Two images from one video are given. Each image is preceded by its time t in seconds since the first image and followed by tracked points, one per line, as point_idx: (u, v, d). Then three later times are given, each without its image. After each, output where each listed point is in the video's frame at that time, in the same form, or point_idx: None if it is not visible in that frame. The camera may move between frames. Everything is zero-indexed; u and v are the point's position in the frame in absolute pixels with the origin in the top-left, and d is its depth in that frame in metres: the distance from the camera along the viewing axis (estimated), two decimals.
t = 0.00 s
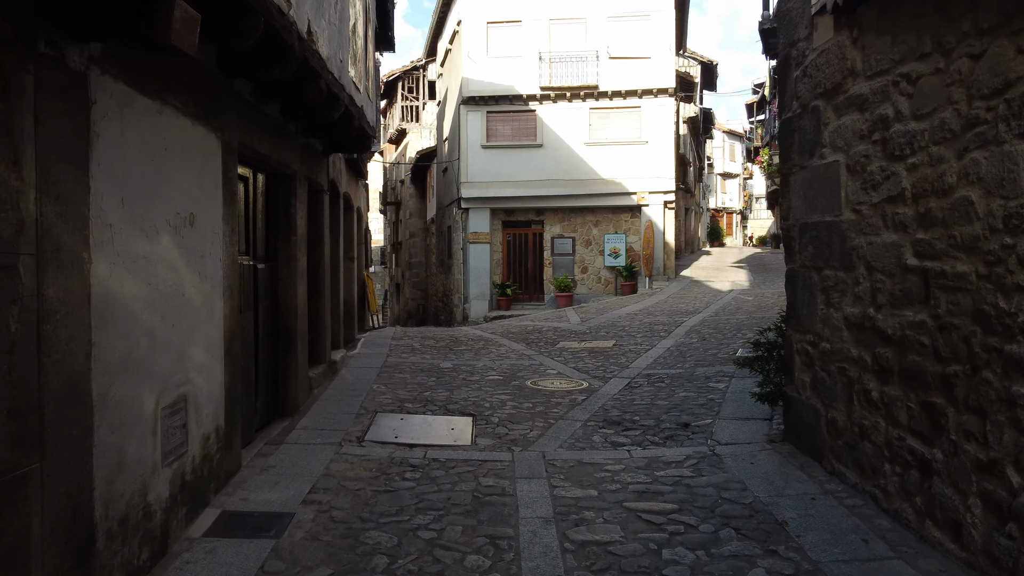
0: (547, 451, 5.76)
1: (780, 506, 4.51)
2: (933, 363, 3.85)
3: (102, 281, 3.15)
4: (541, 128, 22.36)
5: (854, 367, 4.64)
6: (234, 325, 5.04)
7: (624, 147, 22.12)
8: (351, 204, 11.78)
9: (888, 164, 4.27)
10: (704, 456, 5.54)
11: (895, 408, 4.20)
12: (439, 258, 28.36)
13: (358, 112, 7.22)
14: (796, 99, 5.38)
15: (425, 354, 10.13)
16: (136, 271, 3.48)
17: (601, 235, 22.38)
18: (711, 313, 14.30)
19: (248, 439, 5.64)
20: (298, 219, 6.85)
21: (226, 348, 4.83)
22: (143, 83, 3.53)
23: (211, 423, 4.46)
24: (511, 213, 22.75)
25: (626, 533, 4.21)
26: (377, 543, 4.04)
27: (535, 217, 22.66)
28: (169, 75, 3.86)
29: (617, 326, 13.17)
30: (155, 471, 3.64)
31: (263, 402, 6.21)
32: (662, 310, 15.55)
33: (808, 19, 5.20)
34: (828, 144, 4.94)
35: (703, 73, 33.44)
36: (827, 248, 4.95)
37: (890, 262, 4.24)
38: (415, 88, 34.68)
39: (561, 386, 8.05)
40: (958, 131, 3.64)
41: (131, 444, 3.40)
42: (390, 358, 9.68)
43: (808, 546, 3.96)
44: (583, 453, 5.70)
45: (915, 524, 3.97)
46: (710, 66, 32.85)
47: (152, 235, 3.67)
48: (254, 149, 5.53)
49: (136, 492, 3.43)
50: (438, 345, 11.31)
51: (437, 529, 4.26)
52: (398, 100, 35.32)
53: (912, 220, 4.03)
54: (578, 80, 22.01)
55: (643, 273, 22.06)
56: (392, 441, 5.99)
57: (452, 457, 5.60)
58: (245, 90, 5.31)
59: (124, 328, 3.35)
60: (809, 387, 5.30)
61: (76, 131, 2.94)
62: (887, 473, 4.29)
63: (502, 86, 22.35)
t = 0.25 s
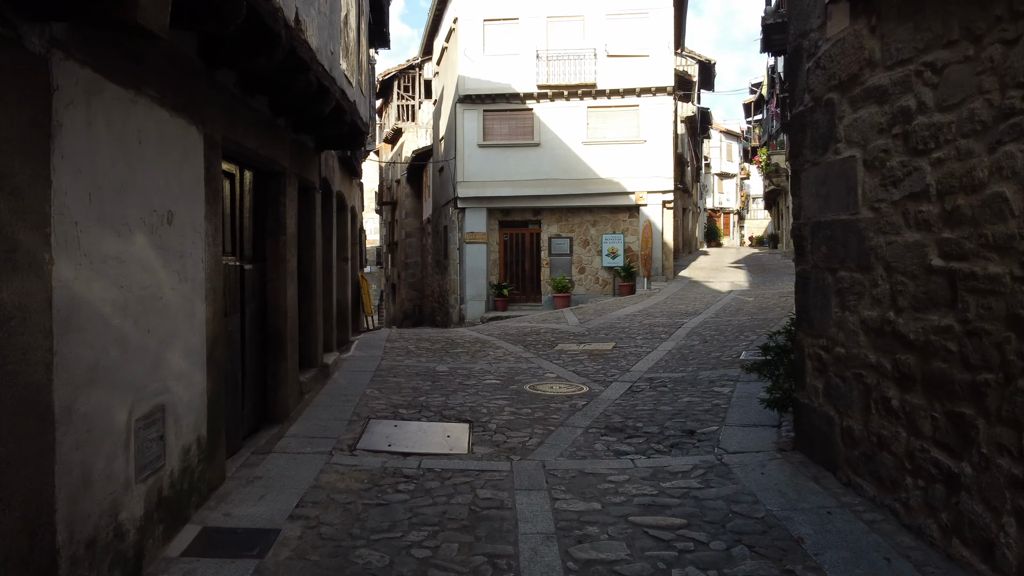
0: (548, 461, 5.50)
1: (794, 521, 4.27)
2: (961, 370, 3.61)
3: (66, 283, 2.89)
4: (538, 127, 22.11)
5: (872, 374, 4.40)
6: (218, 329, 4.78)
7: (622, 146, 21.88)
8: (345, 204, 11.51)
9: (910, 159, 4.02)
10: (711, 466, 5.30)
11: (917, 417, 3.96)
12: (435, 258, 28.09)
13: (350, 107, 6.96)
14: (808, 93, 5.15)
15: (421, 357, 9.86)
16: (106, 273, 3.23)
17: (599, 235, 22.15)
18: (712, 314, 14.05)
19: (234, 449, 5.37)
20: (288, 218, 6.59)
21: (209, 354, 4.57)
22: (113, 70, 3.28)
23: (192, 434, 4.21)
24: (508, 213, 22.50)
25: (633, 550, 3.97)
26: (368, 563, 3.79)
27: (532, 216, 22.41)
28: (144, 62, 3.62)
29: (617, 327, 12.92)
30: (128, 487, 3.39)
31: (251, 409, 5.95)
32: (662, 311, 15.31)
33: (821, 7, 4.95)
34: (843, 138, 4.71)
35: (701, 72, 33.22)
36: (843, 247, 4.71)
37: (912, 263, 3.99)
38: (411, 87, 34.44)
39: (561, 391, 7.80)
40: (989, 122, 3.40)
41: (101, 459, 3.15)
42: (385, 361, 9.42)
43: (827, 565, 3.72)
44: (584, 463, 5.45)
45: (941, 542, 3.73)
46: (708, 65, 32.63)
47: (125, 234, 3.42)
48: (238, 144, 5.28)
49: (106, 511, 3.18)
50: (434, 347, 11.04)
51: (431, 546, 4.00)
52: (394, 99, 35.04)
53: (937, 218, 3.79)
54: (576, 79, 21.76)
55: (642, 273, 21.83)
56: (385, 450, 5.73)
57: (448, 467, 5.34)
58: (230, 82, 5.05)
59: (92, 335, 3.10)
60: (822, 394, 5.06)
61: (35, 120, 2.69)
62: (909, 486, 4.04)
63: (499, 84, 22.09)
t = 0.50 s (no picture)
0: (548, 471, 5.25)
1: (811, 538, 4.02)
2: (994, 379, 3.37)
3: (25, 286, 2.64)
4: (535, 125, 21.86)
5: (893, 381, 4.15)
6: (200, 333, 4.52)
7: (620, 145, 21.64)
8: (338, 203, 11.24)
9: (935, 153, 3.78)
10: (720, 476, 5.05)
11: (944, 428, 3.71)
12: (431, 258, 27.83)
13: (342, 101, 6.70)
14: (822, 85, 4.91)
15: (416, 360, 9.60)
16: (73, 275, 2.97)
17: (597, 235, 21.92)
18: (712, 315, 13.80)
19: (219, 459, 5.12)
20: (277, 216, 6.33)
21: (190, 359, 4.31)
22: (79, 54, 3.03)
23: (170, 446, 3.94)
24: (505, 213, 22.24)
25: (641, 571, 3.72)
26: None
27: (529, 216, 22.16)
28: (116, 48, 3.36)
29: (616, 329, 12.67)
30: (98, 506, 3.13)
31: (238, 417, 5.69)
32: (661, 313, 15.07)
33: None
34: (861, 132, 4.47)
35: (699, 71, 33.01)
36: (861, 247, 4.46)
37: (938, 264, 3.75)
38: (407, 86, 34.16)
39: (561, 395, 7.54)
40: None
41: (65, 477, 2.89)
42: (379, 364, 9.15)
43: None
44: (587, 473, 5.20)
45: (971, 562, 3.48)
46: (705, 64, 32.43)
47: (94, 232, 3.16)
48: (223, 138, 5.02)
49: (72, 534, 2.92)
50: (430, 349, 10.79)
51: (426, 566, 3.75)
52: (390, 98, 34.77)
53: (966, 216, 3.55)
54: (573, 77, 21.52)
55: (640, 274, 21.60)
56: (378, 459, 5.47)
57: (443, 478, 5.09)
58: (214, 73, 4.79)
59: (56, 342, 2.84)
60: (837, 401, 4.81)
61: None
62: (935, 502, 3.80)
63: (496, 82, 21.82)
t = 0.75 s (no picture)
0: (548, 482, 5.01)
1: (829, 556, 3.78)
2: None
3: None
4: (531, 124, 21.62)
5: (915, 389, 3.91)
6: (181, 338, 4.26)
7: (618, 144, 21.41)
8: (330, 201, 10.99)
9: (963, 146, 3.54)
10: (729, 488, 4.81)
11: (973, 441, 3.47)
12: (427, 258, 27.56)
13: (334, 95, 6.44)
14: (836, 77, 4.67)
15: (410, 363, 9.35)
16: (33, 277, 2.72)
17: (594, 235, 21.68)
18: (712, 317, 13.56)
19: (201, 470, 4.86)
20: (265, 215, 6.08)
21: (170, 365, 4.04)
22: (39, 37, 2.77)
23: (145, 460, 3.68)
24: (500, 213, 21.99)
25: None
26: None
27: (525, 216, 21.90)
28: (84, 32, 3.11)
29: (614, 331, 12.43)
30: (62, 529, 2.87)
31: (222, 424, 5.43)
32: (660, 314, 14.85)
33: None
34: (879, 125, 4.23)
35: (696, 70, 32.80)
36: (879, 246, 4.22)
37: (967, 264, 3.51)
38: (401, 85, 33.99)
39: (560, 401, 7.29)
40: None
41: (21, 500, 2.63)
42: (372, 367, 8.90)
43: None
44: (589, 484, 4.95)
45: None
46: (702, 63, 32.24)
47: (58, 231, 2.91)
48: (206, 132, 4.77)
49: (30, 560, 2.67)
50: (424, 352, 10.53)
51: None
52: (385, 97, 34.50)
53: (999, 213, 3.31)
54: (569, 75, 21.30)
55: (637, 274, 21.37)
56: (369, 470, 5.22)
57: (438, 490, 4.85)
58: (195, 62, 4.53)
59: (10, 351, 2.58)
60: (852, 409, 4.58)
61: None
62: (962, 520, 3.56)
63: (492, 81, 21.57)
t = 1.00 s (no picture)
0: (546, 494, 4.76)
1: None
2: None
3: None
4: (526, 123, 21.38)
5: (937, 398, 3.68)
6: (157, 344, 4.00)
7: (613, 144, 21.19)
8: (320, 200, 10.72)
9: (991, 139, 3.31)
10: (736, 501, 4.58)
11: (1002, 454, 3.24)
12: (420, 259, 27.28)
13: (323, 88, 6.18)
14: (848, 68, 4.45)
15: (403, 366, 9.09)
16: None
17: (588, 235, 21.46)
18: (709, 318, 13.34)
19: (180, 482, 4.60)
20: (249, 214, 5.81)
21: (143, 372, 3.79)
22: None
23: (114, 475, 3.42)
24: (494, 213, 21.75)
25: None
26: None
27: (519, 216, 21.66)
28: (43, 12, 2.86)
29: (611, 333, 12.19)
30: (12, 557, 2.61)
31: (203, 433, 5.17)
32: (656, 315, 14.62)
33: None
34: (897, 119, 4.00)
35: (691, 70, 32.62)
36: (897, 246, 3.99)
37: (995, 265, 3.28)
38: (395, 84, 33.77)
39: (556, 406, 7.04)
40: None
41: None
42: (362, 371, 8.64)
43: None
44: (589, 496, 4.71)
45: None
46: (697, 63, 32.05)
47: (9, 229, 2.65)
48: (184, 125, 4.51)
49: None
50: (416, 355, 10.26)
51: None
52: (378, 96, 34.22)
53: None
54: (564, 73, 21.08)
55: (632, 275, 21.14)
56: (358, 481, 4.97)
57: (430, 503, 4.60)
58: (172, 51, 4.27)
59: None
60: (866, 417, 4.35)
61: None
62: (990, 539, 3.33)
63: (486, 79, 21.33)
